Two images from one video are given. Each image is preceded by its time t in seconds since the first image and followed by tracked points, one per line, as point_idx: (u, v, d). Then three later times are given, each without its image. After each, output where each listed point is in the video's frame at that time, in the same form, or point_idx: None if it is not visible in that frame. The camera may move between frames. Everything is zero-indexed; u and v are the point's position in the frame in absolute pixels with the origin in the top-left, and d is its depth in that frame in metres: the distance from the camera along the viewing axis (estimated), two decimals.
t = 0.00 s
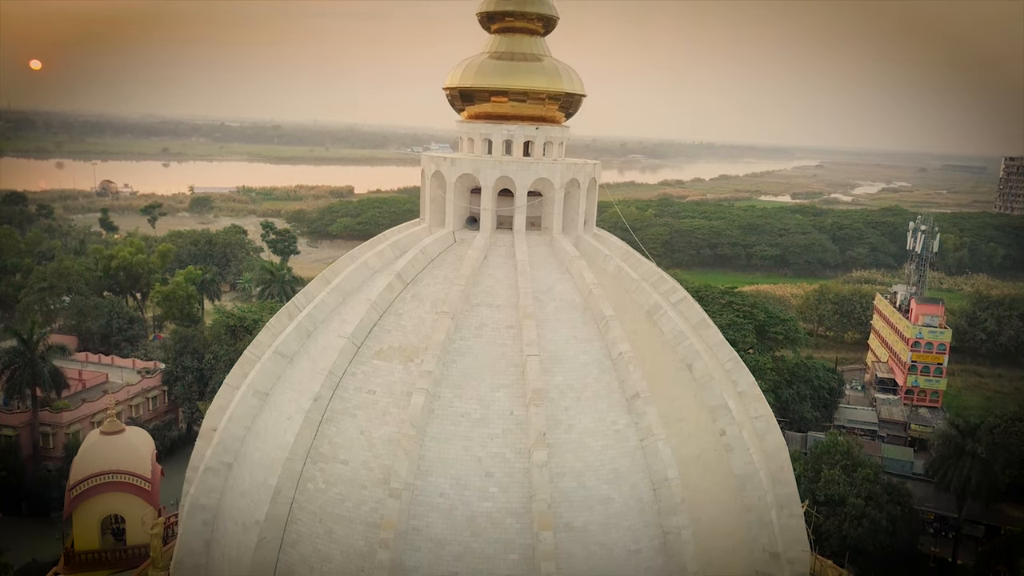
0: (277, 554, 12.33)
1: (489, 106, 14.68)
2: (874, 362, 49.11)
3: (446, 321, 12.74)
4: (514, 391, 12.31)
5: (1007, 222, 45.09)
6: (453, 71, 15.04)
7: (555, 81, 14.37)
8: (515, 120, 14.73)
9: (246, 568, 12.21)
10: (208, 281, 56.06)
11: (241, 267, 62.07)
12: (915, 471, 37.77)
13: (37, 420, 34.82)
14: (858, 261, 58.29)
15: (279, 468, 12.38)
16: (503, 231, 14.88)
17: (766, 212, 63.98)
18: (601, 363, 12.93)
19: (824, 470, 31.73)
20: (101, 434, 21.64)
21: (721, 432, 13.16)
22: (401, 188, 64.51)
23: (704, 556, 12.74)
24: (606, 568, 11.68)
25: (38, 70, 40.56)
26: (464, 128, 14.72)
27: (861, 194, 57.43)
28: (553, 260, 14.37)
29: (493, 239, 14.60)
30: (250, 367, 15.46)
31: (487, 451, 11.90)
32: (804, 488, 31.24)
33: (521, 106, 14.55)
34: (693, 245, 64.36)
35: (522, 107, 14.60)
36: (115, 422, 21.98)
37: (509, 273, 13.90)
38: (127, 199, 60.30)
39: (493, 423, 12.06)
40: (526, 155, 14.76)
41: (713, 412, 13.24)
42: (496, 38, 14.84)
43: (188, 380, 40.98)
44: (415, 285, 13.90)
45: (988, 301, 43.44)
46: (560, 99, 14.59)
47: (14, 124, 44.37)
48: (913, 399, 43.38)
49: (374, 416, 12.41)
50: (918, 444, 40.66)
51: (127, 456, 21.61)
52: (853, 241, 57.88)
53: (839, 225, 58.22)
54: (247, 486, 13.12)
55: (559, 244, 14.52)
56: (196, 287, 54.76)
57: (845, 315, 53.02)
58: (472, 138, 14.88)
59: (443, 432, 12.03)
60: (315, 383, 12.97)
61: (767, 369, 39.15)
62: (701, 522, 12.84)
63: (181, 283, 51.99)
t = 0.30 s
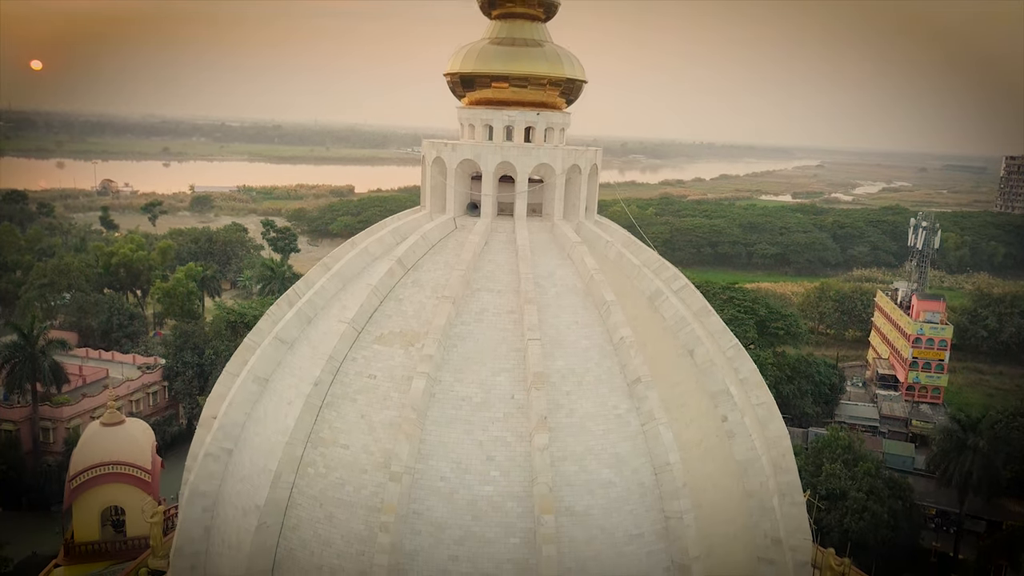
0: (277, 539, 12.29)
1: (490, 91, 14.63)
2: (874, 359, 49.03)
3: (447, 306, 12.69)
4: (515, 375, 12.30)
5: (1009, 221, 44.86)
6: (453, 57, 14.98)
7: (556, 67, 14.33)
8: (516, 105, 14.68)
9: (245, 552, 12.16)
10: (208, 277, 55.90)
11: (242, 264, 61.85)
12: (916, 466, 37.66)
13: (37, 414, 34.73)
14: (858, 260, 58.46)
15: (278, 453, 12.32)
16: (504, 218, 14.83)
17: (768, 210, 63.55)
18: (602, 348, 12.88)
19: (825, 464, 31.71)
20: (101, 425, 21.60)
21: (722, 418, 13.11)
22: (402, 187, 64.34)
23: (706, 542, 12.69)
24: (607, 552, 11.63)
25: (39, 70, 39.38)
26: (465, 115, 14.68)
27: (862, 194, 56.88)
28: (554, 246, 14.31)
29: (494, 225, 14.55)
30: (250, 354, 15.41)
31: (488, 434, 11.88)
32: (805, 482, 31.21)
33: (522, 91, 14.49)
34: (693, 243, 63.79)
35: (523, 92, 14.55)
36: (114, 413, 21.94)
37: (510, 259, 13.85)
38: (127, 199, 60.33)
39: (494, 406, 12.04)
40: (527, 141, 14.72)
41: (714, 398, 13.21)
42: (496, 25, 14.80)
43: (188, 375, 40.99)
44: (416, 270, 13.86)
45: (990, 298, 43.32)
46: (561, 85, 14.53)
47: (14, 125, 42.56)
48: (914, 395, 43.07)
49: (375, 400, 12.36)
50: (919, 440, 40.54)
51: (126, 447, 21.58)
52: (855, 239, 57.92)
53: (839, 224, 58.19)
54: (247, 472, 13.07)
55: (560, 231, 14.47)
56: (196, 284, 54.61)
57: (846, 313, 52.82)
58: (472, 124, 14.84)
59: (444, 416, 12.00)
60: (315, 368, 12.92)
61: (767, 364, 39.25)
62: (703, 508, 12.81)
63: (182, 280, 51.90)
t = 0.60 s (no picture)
0: (277, 527, 12.25)
1: (490, 79, 14.59)
2: (875, 356, 48.88)
3: (448, 293, 12.66)
4: (515, 362, 12.27)
5: (1009, 220, 43.83)
6: (454, 46, 14.94)
7: (557, 55, 14.28)
8: (516, 94, 14.64)
9: (245, 539, 12.15)
10: (208, 274, 55.79)
11: (242, 262, 61.69)
12: (916, 462, 37.55)
13: (37, 409, 34.71)
14: (859, 259, 57.45)
15: (278, 440, 12.29)
16: (505, 206, 14.80)
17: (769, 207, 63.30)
18: (603, 336, 12.85)
19: (826, 458, 31.70)
20: (101, 417, 21.58)
21: (723, 406, 13.10)
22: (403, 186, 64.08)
23: (706, 530, 12.67)
24: (608, 539, 11.61)
25: (40, 72, 37.75)
26: (465, 103, 14.67)
27: (862, 194, 56.52)
28: (555, 234, 14.26)
29: (495, 213, 14.51)
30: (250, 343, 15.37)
31: (489, 421, 11.85)
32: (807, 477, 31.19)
33: (522, 79, 14.45)
34: (693, 242, 63.17)
35: (523, 80, 14.49)
36: (114, 405, 21.93)
37: (510, 247, 13.81)
38: (127, 197, 58.78)
39: (494, 393, 12.02)
40: (528, 130, 14.69)
41: (716, 386, 13.18)
42: (497, 13, 14.77)
43: (189, 371, 41.03)
44: (417, 258, 13.82)
45: (990, 295, 42.23)
46: (561, 73, 14.49)
47: (14, 124, 40.99)
48: (915, 391, 42.87)
49: (375, 387, 12.33)
50: (920, 437, 40.20)
51: (127, 440, 21.57)
52: (856, 238, 56.52)
53: (839, 223, 57.28)
54: (247, 460, 13.05)
55: (560, 219, 14.42)
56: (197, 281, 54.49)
57: (846, 311, 52.62)
58: (473, 112, 14.81)
59: (445, 403, 11.97)
60: (315, 356, 12.88)
61: (768, 359, 39.39)
62: (704, 495, 12.80)
63: (182, 276, 51.79)
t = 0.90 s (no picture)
0: (277, 512, 12.21)
1: (491, 65, 14.56)
2: (876, 353, 48.45)
3: (448, 278, 12.62)
4: (516, 347, 12.24)
5: (1009, 218, 42.22)
6: (454, 32, 14.90)
7: (557, 41, 14.26)
8: (516, 79, 14.62)
9: (245, 524, 12.09)
10: (207, 270, 55.64)
11: (242, 259, 61.49)
12: (917, 457, 37.46)
13: (37, 404, 34.67)
14: (859, 257, 56.74)
15: (278, 424, 12.25)
16: (505, 192, 14.76)
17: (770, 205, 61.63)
18: (604, 321, 12.81)
19: (827, 452, 31.73)
20: (101, 408, 21.53)
21: (725, 392, 13.07)
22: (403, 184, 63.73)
23: (708, 516, 12.64)
24: (609, 523, 11.58)
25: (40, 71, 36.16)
26: (466, 89, 14.66)
27: (862, 194, 54.67)
28: (556, 221, 14.21)
29: (496, 199, 14.47)
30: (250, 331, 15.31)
31: (489, 405, 11.82)
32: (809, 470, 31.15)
33: (523, 65, 14.43)
34: (694, 240, 60.41)
35: (525, 66, 14.48)
36: (114, 397, 21.88)
37: (511, 233, 13.76)
38: (127, 194, 56.18)
39: (495, 377, 11.99)
40: (528, 116, 14.68)
41: (717, 372, 13.16)
42: None
43: (189, 366, 41.09)
44: (418, 244, 13.80)
45: (991, 292, 41.08)
46: (562, 60, 14.48)
47: (15, 125, 39.04)
48: (916, 388, 42.10)
49: (375, 372, 12.29)
50: (921, 433, 40.00)
51: (126, 431, 21.53)
52: (856, 236, 55.78)
53: (839, 221, 56.10)
54: (246, 446, 12.99)
55: (561, 205, 14.37)
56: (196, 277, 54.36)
57: (847, 307, 52.11)
58: (473, 99, 14.77)
59: (445, 387, 11.94)
60: (316, 341, 12.84)
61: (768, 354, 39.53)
62: (705, 482, 12.76)
63: (182, 273, 51.70)
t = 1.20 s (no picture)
0: (277, 497, 12.16)
1: (492, 51, 14.53)
2: (878, 349, 47.74)
3: (449, 262, 12.58)
4: (517, 331, 12.20)
5: (1010, 217, 40.73)
6: (456, 18, 14.85)
7: (559, 26, 14.19)
8: (517, 65, 14.58)
9: (245, 509, 12.05)
10: (207, 267, 55.50)
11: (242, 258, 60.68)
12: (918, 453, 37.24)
13: (37, 399, 34.46)
14: (859, 255, 54.82)
15: (278, 409, 12.20)
16: (506, 178, 14.72)
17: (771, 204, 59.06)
18: (606, 306, 12.76)
19: (828, 447, 31.81)
20: (100, 399, 21.52)
21: (727, 377, 13.06)
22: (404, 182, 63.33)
23: (709, 501, 12.60)
24: (610, 507, 11.53)
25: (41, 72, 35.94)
26: (467, 75, 14.66)
27: (863, 193, 53.50)
28: (557, 206, 14.15)
29: (496, 184, 14.42)
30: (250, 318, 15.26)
31: (490, 389, 11.78)
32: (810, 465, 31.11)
33: (524, 51, 14.39)
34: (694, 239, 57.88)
35: (525, 52, 14.43)
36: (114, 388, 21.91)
37: (511, 218, 13.71)
38: (127, 194, 55.79)
39: (496, 360, 11.96)
40: (529, 102, 14.66)
41: (719, 357, 13.15)
42: None
43: (190, 361, 41.07)
44: (418, 229, 13.76)
45: (992, 288, 40.56)
46: (563, 45, 14.43)
47: (15, 124, 38.89)
48: (917, 383, 41.96)
49: (376, 356, 12.25)
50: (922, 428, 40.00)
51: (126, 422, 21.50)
52: (856, 234, 53.96)
53: (841, 220, 54.44)
54: (246, 432, 12.95)
55: (562, 191, 14.32)
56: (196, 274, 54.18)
57: (848, 305, 51.07)
58: (475, 85, 14.84)
59: (446, 370, 11.91)
60: (316, 325, 12.80)
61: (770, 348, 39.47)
62: (707, 467, 12.72)
63: (181, 269, 51.46)
